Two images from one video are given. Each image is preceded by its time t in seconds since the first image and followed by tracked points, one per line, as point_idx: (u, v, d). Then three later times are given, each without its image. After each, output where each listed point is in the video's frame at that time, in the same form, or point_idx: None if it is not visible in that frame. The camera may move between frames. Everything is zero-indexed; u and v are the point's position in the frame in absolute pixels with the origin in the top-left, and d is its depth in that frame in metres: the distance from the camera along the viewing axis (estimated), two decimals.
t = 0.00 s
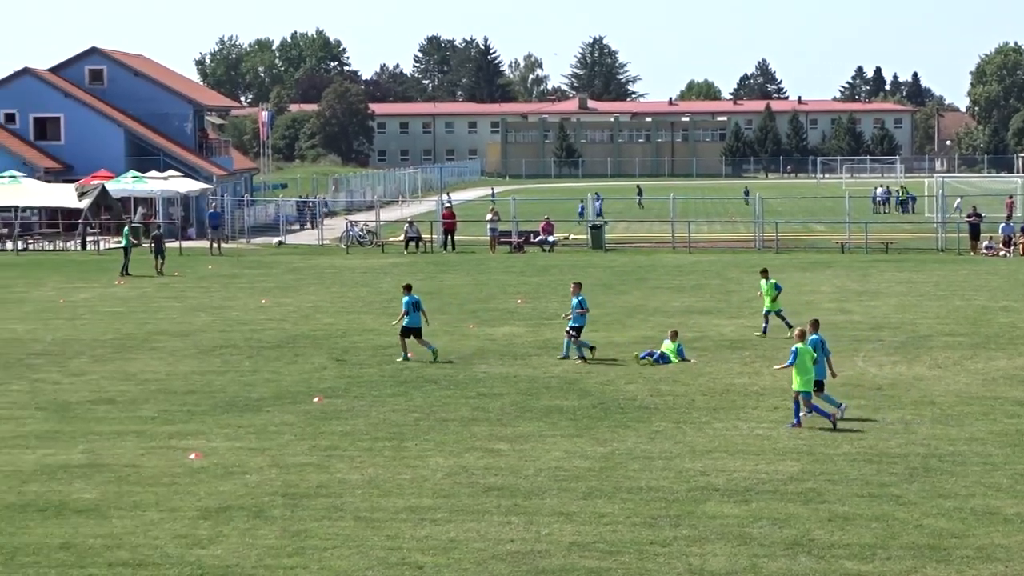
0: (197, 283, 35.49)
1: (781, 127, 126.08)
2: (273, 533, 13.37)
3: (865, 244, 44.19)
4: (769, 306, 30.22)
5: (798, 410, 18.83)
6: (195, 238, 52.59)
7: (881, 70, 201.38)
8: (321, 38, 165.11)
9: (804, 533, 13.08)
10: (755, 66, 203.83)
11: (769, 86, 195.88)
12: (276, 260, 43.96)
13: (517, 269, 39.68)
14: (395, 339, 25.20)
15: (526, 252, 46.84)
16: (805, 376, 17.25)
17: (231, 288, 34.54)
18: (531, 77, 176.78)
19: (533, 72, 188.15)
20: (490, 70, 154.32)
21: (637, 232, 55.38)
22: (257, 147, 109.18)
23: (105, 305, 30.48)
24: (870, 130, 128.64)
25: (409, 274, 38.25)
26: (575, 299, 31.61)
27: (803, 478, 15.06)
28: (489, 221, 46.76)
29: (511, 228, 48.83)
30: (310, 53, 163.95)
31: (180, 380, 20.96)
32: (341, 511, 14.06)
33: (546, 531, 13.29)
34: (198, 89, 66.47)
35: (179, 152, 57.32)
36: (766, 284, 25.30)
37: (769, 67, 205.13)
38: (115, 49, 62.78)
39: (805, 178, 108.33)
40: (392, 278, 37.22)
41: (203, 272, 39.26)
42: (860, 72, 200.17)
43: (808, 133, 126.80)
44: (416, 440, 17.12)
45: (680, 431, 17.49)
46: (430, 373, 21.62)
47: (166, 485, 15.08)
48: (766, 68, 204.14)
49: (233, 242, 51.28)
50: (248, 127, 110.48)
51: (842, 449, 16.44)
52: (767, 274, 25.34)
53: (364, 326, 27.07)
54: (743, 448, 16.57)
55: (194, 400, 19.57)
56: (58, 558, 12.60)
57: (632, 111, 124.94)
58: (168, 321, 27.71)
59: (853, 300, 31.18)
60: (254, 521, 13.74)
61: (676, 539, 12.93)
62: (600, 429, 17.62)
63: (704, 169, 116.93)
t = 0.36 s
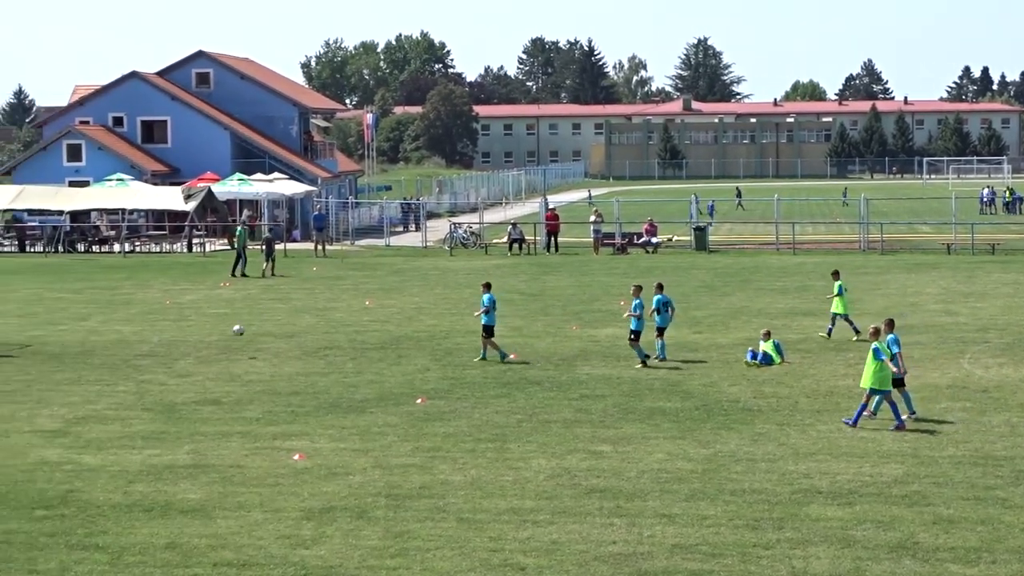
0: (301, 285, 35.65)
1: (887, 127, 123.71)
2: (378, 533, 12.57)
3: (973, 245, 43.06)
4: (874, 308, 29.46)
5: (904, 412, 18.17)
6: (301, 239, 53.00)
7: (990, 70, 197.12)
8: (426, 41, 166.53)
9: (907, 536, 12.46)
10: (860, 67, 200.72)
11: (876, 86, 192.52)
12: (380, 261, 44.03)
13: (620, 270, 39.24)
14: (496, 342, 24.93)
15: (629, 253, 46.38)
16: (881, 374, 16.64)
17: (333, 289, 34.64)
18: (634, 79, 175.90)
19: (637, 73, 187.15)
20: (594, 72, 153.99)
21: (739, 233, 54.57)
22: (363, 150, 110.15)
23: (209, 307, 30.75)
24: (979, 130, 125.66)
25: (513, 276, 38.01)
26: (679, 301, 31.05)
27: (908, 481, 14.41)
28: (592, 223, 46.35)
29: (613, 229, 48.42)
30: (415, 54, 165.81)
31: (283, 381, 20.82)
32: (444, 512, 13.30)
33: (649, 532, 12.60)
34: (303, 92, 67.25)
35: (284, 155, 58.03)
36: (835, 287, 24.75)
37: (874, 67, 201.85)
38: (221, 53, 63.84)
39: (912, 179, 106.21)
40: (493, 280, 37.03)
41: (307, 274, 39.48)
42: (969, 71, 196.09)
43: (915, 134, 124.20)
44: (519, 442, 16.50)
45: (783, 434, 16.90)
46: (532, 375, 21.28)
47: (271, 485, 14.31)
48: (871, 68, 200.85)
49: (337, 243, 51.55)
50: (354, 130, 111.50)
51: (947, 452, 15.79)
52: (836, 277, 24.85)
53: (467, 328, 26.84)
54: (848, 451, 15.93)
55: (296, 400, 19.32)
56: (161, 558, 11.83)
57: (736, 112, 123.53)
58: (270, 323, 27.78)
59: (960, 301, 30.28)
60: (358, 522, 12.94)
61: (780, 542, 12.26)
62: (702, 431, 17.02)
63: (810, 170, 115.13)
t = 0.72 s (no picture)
0: (387, 286, 36.09)
1: (977, 128, 121.48)
2: (462, 533, 12.76)
3: None
4: (962, 310, 29.07)
5: (992, 415, 17.96)
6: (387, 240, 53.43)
7: None
8: (511, 42, 167.09)
9: (994, 539, 12.36)
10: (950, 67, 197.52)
11: (966, 86, 189.53)
12: (465, 263, 44.32)
13: (705, 272, 39.16)
14: (582, 343, 25.05)
15: (715, 254, 46.19)
16: (940, 374, 16.59)
17: (419, 290, 35.01)
18: (721, 80, 174.96)
19: (723, 75, 186.02)
20: (680, 73, 153.36)
21: (826, 235, 54.09)
22: (448, 151, 110.89)
23: (295, 308, 31.27)
24: None
25: (598, 277, 38.11)
26: (765, 303, 30.90)
27: (995, 484, 14.27)
28: (677, 224, 46.25)
29: (699, 231, 48.23)
30: (501, 56, 166.56)
31: (369, 382, 21.15)
32: (527, 513, 13.45)
33: (733, 534, 12.64)
34: (389, 93, 67.88)
35: (371, 156, 58.54)
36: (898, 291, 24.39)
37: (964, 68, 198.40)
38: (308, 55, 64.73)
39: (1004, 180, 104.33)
40: (580, 281, 37.13)
41: (394, 275, 39.95)
42: None
43: (1006, 135, 121.78)
44: (603, 443, 16.60)
45: (868, 436, 16.81)
46: (616, 377, 21.35)
47: (355, 485, 14.59)
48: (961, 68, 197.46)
49: (423, 244, 51.93)
50: (440, 132, 112.30)
51: None
52: (899, 281, 24.38)
53: (551, 330, 27.00)
54: (934, 453, 15.80)
55: (381, 401, 19.57)
56: (247, 557, 12.07)
57: (823, 113, 122.15)
58: (357, 324, 28.18)
59: None
60: (441, 522, 13.15)
61: (864, 544, 12.23)
62: (787, 433, 16.98)
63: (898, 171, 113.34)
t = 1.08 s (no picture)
0: (457, 286, 36.33)
1: None
2: (529, 534, 12.89)
3: None
4: None
5: None
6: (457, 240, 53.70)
7: None
8: (583, 43, 166.94)
9: None
10: None
11: None
12: (535, 263, 44.44)
13: (775, 274, 38.95)
14: (651, 345, 25.08)
15: (785, 257, 45.88)
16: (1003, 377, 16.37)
17: (488, 290, 35.19)
18: (792, 82, 173.51)
19: (796, 77, 184.44)
20: (752, 75, 152.30)
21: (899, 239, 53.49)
22: (519, 151, 111.15)
23: (364, 306, 31.59)
24: None
25: (667, 279, 38.05)
26: (835, 306, 30.68)
27: None
28: (748, 226, 46.00)
29: (769, 233, 47.96)
30: (572, 57, 166.43)
31: (438, 381, 21.34)
32: (594, 514, 13.55)
33: (801, 538, 12.64)
34: (461, 93, 68.25)
35: (442, 156, 58.93)
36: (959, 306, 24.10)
37: None
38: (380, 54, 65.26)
39: None
40: (649, 282, 37.10)
41: (464, 274, 40.18)
42: None
43: None
44: (672, 445, 16.64)
45: (939, 441, 16.68)
46: (684, 378, 21.35)
47: (424, 484, 14.77)
48: None
49: (492, 244, 52.15)
50: (511, 132, 112.58)
51: None
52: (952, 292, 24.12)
53: (620, 331, 27.05)
54: (1006, 459, 15.64)
55: (450, 401, 19.72)
56: (315, 554, 12.27)
57: (896, 116, 120.71)
58: (427, 323, 28.42)
59: None
60: (509, 522, 13.29)
61: (933, 549, 12.19)
62: (856, 437, 16.90)
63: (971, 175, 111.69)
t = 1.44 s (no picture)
0: (516, 282, 36.45)
1: None
2: (586, 530, 12.94)
3: None
4: None
5: None
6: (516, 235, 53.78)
7: None
8: (643, 39, 166.37)
9: None
10: None
11: None
12: (593, 260, 44.44)
13: (835, 272, 38.65)
14: (710, 342, 25.03)
15: (845, 254, 45.52)
16: None
17: (547, 287, 35.26)
18: (855, 80, 171.90)
19: (858, 74, 182.62)
20: (813, 72, 151.03)
21: (962, 238, 52.89)
22: (578, 148, 111.12)
23: (423, 302, 31.79)
24: None
25: (726, 276, 37.88)
26: (896, 304, 30.41)
27: None
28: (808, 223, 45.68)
29: (830, 230, 47.63)
30: (633, 54, 165.96)
31: (495, 377, 21.44)
32: (651, 511, 13.58)
33: (859, 536, 12.59)
34: (521, 89, 68.29)
35: (502, 152, 59.15)
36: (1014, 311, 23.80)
37: None
38: (441, 50, 65.46)
39: None
40: (709, 280, 37.01)
41: (522, 271, 40.30)
42: None
43: None
44: (730, 442, 16.61)
45: (1000, 439, 16.51)
46: (743, 375, 21.29)
47: (480, 480, 14.87)
48: None
49: (551, 240, 52.22)
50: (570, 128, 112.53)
51: None
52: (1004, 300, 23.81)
53: (679, 328, 27.00)
54: None
55: (508, 397, 19.81)
56: (372, 549, 12.39)
57: (959, 113, 119.25)
58: (485, 319, 28.56)
59: None
60: (566, 518, 13.36)
61: (993, 549, 12.08)
62: (916, 436, 16.78)
63: None
